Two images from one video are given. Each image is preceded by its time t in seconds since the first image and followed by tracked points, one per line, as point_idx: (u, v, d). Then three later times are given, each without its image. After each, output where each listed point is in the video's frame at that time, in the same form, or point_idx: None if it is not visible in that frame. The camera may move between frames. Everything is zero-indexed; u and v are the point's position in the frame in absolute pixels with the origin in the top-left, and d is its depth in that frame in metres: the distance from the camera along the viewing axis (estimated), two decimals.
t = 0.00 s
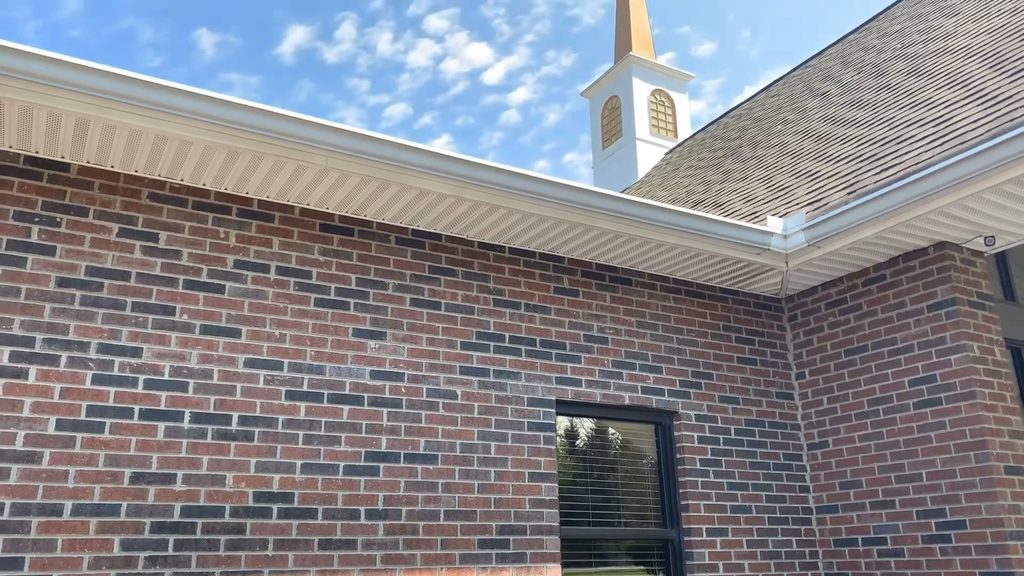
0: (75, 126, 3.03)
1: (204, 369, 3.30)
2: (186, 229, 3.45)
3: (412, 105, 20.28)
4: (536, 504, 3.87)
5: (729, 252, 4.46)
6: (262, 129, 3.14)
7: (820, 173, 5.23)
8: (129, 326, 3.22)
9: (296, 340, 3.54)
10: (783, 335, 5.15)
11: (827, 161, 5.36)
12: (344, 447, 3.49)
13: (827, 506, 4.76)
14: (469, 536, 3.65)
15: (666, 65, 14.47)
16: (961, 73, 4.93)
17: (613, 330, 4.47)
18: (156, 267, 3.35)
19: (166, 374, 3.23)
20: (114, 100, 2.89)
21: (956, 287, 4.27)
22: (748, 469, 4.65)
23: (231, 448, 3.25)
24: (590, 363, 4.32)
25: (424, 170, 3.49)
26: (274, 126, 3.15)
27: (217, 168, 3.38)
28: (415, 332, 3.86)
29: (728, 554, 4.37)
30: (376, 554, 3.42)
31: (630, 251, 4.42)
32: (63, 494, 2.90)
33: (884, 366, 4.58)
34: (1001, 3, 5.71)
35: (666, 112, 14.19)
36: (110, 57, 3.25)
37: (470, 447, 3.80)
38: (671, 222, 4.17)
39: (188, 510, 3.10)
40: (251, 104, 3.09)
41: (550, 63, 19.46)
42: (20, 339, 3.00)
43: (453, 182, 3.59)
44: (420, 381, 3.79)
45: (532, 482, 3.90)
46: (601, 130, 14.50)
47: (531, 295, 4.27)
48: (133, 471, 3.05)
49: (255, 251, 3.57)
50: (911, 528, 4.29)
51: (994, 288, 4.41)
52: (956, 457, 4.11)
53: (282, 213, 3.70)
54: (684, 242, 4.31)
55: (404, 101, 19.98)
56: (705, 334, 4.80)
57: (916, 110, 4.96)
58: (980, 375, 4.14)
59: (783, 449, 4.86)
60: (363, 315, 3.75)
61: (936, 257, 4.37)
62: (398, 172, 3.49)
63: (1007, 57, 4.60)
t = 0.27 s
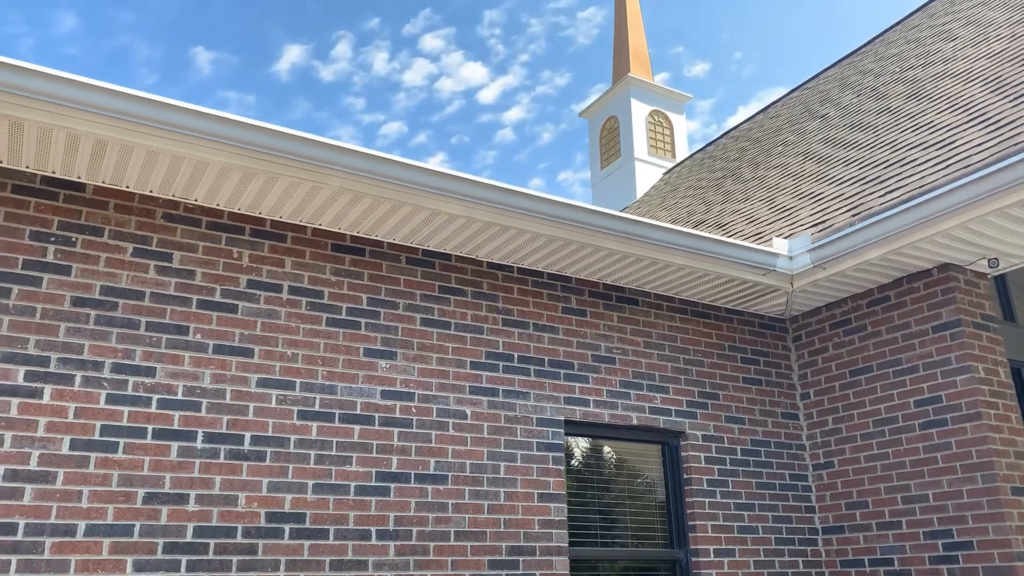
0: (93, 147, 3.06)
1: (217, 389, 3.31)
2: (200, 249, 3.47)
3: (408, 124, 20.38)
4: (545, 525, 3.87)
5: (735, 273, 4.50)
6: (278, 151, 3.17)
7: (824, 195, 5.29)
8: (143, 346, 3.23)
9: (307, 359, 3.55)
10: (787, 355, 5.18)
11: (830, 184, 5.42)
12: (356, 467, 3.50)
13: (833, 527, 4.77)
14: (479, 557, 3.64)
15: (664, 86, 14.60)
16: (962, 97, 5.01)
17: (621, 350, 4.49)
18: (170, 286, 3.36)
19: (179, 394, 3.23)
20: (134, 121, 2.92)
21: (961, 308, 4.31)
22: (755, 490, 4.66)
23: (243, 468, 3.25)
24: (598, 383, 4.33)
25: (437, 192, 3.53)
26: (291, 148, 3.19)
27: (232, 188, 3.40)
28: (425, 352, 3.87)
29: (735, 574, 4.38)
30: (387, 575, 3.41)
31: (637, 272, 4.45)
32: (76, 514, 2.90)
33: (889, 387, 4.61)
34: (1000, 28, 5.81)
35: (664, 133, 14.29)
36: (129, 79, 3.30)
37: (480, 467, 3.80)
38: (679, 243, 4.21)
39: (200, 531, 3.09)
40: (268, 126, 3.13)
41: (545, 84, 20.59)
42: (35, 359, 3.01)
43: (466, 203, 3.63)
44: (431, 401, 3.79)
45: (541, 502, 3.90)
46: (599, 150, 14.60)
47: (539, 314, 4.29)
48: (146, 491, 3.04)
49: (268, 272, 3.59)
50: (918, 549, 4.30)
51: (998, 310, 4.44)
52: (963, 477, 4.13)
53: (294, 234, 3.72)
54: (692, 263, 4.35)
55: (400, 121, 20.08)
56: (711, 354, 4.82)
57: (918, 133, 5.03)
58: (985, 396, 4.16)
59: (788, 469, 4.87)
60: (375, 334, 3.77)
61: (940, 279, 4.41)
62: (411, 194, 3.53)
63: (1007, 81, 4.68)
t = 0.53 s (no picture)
0: (115, 171, 3.10)
1: (232, 411, 3.33)
2: (216, 271, 3.50)
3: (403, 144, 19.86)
4: (556, 547, 3.88)
5: (742, 296, 4.55)
6: (296, 174, 3.22)
7: (827, 218, 5.35)
8: (160, 367, 3.25)
9: (322, 381, 3.58)
10: (792, 377, 5.22)
11: (833, 207, 5.49)
12: (369, 488, 3.51)
13: (840, 549, 4.78)
14: None
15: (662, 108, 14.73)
16: (962, 123, 5.10)
17: (629, 372, 4.52)
18: (187, 308, 3.39)
19: (196, 416, 3.25)
20: (157, 146, 2.98)
21: (965, 331, 4.36)
22: (762, 512, 4.67)
23: (258, 489, 3.26)
24: (607, 405, 4.36)
25: (450, 215, 3.59)
26: (309, 172, 3.25)
27: (249, 211, 3.45)
28: (437, 374, 3.90)
29: None
30: None
31: (645, 294, 4.49)
32: (93, 536, 2.91)
33: (894, 410, 4.64)
34: (998, 55, 5.92)
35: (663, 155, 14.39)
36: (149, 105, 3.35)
37: (492, 489, 3.81)
38: (687, 266, 4.27)
39: (216, 552, 3.10)
40: (287, 150, 3.18)
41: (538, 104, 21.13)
42: (54, 380, 3.03)
43: (479, 226, 3.69)
44: (442, 422, 3.81)
45: (552, 524, 3.91)
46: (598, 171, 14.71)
47: (548, 336, 4.32)
48: (162, 512, 3.06)
49: (283, 293, 3.62)
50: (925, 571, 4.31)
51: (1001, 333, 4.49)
52: (969, 500, 4.16)
53: (309, 256, 3.76)
54: (699, 285, 4.41)
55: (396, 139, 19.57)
56: (718, 377, 4.86)
57: (920, 158, 5.11)
58: (991, 419, 4.20)
59: (794, 491, 4.90)
60: (387, 356, 3.79)
61: (944, 302, 4.46)
62: (425, 217, 3.58)
63: (1007, 108, 4.77)
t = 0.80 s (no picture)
0: (141, 200, 3.17)
1: (252, 436, 3.36)
2: (237, 297, 3.55)
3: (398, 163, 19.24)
4: (568, 572, 3.91)
5: (748, 322, 4.62)
6: (316, 204, 3.30)
7: (830, 246, 5.43)
8: (182, 393, 3.29)
9: (339, 407, 3.62)
10: (797, 402, 5.28)
11: (836, 234, 5.58)
12: (385, 514, 3.54)
13: (846, 573, 4.83)
14: None
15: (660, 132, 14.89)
16: (962, 153, 5.21)
17: (638, 398, 4.56)
18: (208, 334, 3.43)
19: (216, 441, 3.28)
20: (183, 176, 3.05)
21: (969, 358, 4.42)
22: (769, 536, 4.72)
23: (277, 515, 3.29)
24: (617, 430, 4.40)
25: (465, 243, 3.66)
26: (330, 202, 3.32)
27: (269, 240, 3.51)
28: (451, 399, 3.94)
29: None
30: None
31: (654, 320, 4.56)
32: (116, 561, 2.94)
33: (900, 435, 4.70)
34: (995, 86, 6.05)
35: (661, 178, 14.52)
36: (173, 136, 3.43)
37: (505, 514, 3.84)
38: (695, 292, 4.34)
39: None
40: (308, 180, 3.26)
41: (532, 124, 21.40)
42: (79, 407, 3.07)
43: (494, 254, 3.76)
44: (457, 448, 3.85)
45: (564, 549, 3.94)
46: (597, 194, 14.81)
47: (560, 361, 4.37)
48: (184, 538, 3.08)
49: (302, 320, 3.67)
50: None
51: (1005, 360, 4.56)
52: (975, 525, 4.20)
53: (327, 282, 3.82)
54: (706, 312, 4.48)
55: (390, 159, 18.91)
56: (725, 402, 4.91)
57: (921, 187, 5.22)
58: (996, 445, 4.26)
59: (801, 516, 4.95)
60: (403, 381, 3.84)
61: (948, 329, 4.53)
62: (440, 245, 3.65)
63: (1007, 140, 4.88)
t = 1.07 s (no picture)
0: (161, 222, 3.21)
1: (267, 456, 3.38)
2: (252, 317, 3.59)
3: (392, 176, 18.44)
4: None
5: (755, 342, 4.67)
6: (334, 227, 3.34)
7: (834, 266, 5.49)
8: (198, 413, 3.31)
9: (353, 426, 3.64)
10: (801, 421, 5.33)
11: (839, 254, 5.64)
12: (398, 533, 3.56)
13: None
14: None
15: (659, 149, 14.99)
16: (963, 176, 5.28)
17: (646, 417, 4.60)
18: (224, 354, 3.46)
19: (232, 461, 3.30)
20: (203, 199, 3.09)
21: (973, 379, 4.46)
22: (775, 554, 4.75)
23: (292, 534, 3.31)
24: (625, 449, 4.44)
25: (477, 265, 3.70)
26: (347, 224, 3.36)
27: (284, 261, 3.55)
28: (462, 419, 3.97)
29: None
30: None
31: (662, 340, 4.60)
32: None
33: (904, 454, 4.73)
34: (994, 108, 6.14)
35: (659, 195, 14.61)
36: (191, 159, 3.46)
37: (516, 534, 3.87)
38: (703, 313, 4.39)
39: None
40: (327, 203, 3.30)
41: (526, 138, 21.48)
42: (98, 427, 3.09)
43: (505, 275, 3.80)
44: (468, 467, 3.88)
45: (574, 568, 3.96)
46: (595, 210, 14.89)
47: (568, 381, 4.41)
48: (200, 557, 3.10)
49: (316, 339, 3.70)
50: None
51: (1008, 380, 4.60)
52: (980, 544, 4.23)
53: (340, 302, 3.85)
54: (713, 332, 4.52)
55: (384, 172, 18.11)
56: (731, 421, 4.95)
57: (923, 208, 5.29)
58: (1000, 465, 4.29)
59: (806, 534, 4.99)
60: (415, 401, 3.87)
61: (952, 350, 4.57)
62: (452, 266, 3.70)
63: (1008, 163, 4.95)
